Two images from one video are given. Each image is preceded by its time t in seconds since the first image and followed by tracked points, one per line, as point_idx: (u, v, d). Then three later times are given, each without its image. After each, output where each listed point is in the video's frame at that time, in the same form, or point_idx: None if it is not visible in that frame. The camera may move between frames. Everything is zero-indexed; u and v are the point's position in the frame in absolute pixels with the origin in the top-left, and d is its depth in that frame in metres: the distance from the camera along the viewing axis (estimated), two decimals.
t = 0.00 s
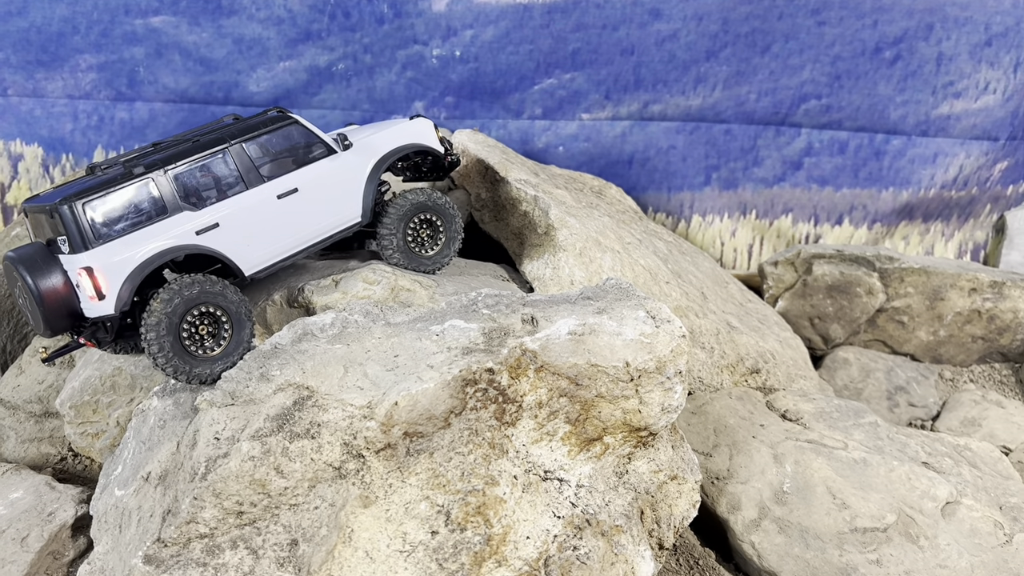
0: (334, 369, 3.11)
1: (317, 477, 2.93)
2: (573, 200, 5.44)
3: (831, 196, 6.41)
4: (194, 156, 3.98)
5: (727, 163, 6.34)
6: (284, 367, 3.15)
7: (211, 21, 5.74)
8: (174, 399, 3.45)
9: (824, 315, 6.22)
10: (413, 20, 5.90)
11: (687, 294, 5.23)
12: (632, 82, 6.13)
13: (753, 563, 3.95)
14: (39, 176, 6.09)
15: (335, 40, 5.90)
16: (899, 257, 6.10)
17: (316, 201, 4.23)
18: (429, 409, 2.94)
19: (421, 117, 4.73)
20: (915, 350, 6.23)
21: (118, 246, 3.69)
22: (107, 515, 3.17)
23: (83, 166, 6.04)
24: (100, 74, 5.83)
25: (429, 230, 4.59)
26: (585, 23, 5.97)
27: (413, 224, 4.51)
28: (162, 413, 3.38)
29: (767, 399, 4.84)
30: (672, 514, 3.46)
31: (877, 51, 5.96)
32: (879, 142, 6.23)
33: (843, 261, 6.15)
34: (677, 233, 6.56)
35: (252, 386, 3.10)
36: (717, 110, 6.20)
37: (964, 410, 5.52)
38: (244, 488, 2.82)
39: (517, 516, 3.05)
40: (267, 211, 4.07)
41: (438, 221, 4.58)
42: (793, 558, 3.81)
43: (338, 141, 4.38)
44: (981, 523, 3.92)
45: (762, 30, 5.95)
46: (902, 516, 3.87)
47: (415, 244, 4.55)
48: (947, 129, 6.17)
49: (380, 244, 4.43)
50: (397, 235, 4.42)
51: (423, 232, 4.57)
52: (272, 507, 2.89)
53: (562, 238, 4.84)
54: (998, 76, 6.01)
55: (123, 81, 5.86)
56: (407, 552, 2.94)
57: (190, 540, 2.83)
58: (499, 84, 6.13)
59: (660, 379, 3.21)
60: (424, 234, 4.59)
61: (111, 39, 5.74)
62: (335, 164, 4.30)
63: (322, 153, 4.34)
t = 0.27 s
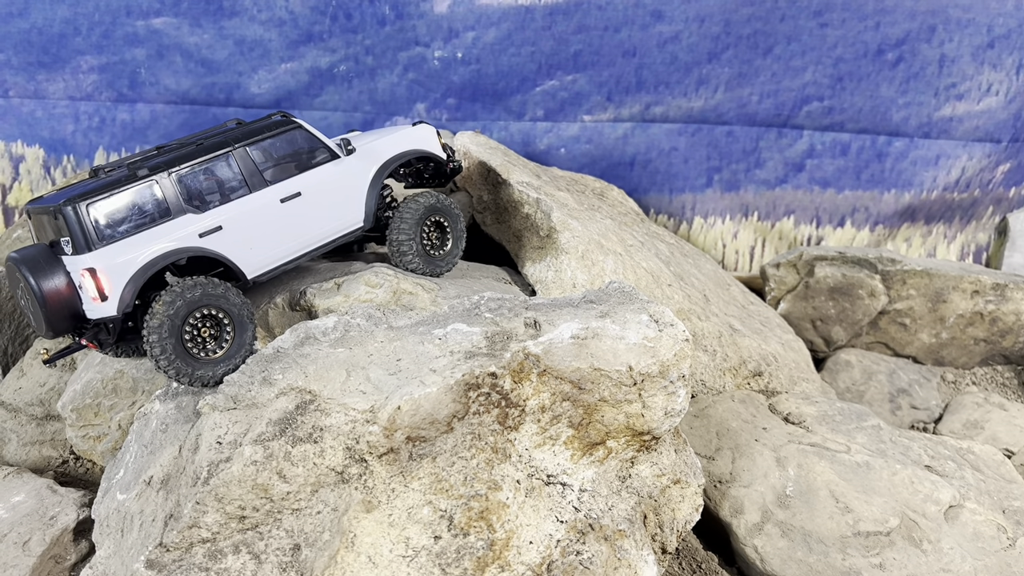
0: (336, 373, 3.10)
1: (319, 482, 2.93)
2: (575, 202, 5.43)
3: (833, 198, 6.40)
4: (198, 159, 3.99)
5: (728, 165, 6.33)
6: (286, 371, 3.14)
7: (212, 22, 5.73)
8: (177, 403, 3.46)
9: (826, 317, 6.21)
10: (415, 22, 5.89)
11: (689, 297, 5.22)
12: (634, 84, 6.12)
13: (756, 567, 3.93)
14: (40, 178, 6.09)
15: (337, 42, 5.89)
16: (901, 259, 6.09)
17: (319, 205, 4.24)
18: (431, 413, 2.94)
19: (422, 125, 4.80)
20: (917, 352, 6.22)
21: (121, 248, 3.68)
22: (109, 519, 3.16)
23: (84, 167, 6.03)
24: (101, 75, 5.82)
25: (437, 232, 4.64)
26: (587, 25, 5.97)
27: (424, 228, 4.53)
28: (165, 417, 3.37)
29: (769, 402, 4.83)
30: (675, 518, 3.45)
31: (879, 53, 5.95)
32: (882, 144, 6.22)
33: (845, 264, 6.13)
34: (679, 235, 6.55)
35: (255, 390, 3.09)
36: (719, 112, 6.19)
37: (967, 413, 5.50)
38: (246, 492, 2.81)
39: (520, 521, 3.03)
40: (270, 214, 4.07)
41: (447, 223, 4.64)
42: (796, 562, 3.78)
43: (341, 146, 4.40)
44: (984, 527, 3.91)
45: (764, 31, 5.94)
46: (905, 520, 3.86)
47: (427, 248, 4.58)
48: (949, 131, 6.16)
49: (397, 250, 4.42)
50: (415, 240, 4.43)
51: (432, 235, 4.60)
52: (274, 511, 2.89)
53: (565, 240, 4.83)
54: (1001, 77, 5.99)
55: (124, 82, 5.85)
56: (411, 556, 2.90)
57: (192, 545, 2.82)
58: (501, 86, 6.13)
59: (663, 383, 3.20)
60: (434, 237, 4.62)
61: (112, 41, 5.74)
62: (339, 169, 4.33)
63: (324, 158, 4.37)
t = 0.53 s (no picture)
0: (338, 373, 3.09)
1: (320, 482, 2.93)
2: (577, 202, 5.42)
3: (834, 198, 6.39)
4: (204, 158, 3.99)
5: (729, 165, 6.33)
6: (287, 371, 3.13)
7: (213, 22, 5.73)
8: (178, 402, 3.45)
9: (827, 317, 6.21)
10: (416, 22, 5.89)
11: (691, 297, 5.22)
12: (635, 83, 6.12)
13: (757, 566, 3.93)
14: (41, 178, 6.08)
15: (338, 41, 5.89)
16: (902, 259, 6.08)
17: (323, 205, 4.26)
18: (433, 413, 2.93)
19: (425, 128, 4.86)
20: (919, 353, 6.22)
21: (127, 245, 3.68)
22: (110, 519, 3.15)
23: (84, 167, 6.03)
24: (102, 75, 5.82)
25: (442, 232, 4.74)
26: (588, 25, 5.96)
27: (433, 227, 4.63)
28: (166, 417, 3.37)
29: (771, 402, 4.82)
30: (677, 518, 3.44)
31: (881, 53, 5.94)
32: (883, 144, 6.21)
33: (847, 264, 6.12)
34: (680, 235, 6.55)
35: (256, 390, 3.09)
36: (720, 112, 6.19)
37: (969, 413, 5.49)
38: (247, 493, 2.81)
39: (521, 521, 3.04)
40: (275, 213, 4.07)
41: (449, 221, 4.78)
42: (797, 563, 3.78)
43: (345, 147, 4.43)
44: (986, 527, 3.91)
45: (766, 31, 5.94)
46: (907, 520, 3.85)
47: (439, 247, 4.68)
48: (950, 131, 6.15)
49: (420, 250, 4.49)
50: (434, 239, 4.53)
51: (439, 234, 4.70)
52: (275, 511, 2.89)
53: (566, 240, 4.82)
54: (1003, 78, 5.97)
55: (125, 82, 5.85)
56: (411, 556, 2.90)
57: (193, 545, 2.82)
58: (502, 86, 6.12)
59: (665, 383, 3.19)
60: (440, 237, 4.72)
61: (113, 40, 5.74)
62: (344, 170, 4.36)
63: (328, 158, 4.40)
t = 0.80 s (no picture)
0: (338, 374, 3.09)
1: (321, 483, 2.93)
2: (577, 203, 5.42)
3: (834, 199, 6.40)
4: (206, 159, 4.00)
5: (730, 165, 6.33)
6: (288, 371, 3.13)
7: (213, 22, 5.73)
8: (178, 403, 3.45)
9: (827, 318, 6.21)
10: (416, 22, 5.89)
11: (691, 297, 5.22)
12: (636, 84, 6.12)
13: (757, 567, 3.93)
14: (41, 178, 6.09)
15: (338, 42, 5.89)
16: (903, 259, 6.08)
17: (325, 207, 4.30)
18: (433, 414, 2.93)
19: (426, 131, 4.91)
20: (919, 353, 6.22)
21: (130, 246, 3.67)
22: (111, 520, 3.15)
23: (85, 167, 6.03)
24: (102, 75, 5.82)
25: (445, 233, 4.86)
26: (588, 25, 5.96)
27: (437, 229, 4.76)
28: (166, 417, 3.37)
29: (771, 403, 4.83)
30: (677, 519, 3.44)
31: (881, 54, 5.94)
32: (883, 145, 6.21)
33: (847, 265, 6.11)
34: (680, 235, 6.55)
35: (257, 391, 3.09)
36: (720, 112, 6.19)
37: (969, 414, 5.49)
38: (248, 493, 2.81)
39: (522, 522, 3.05)
40: (278, 215, 4.10)
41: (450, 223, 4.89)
42: (798, 563, 3.78)
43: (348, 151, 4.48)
44: (986, 528, 3.91)
45: (766, 32, 5.94)
46: (907, 521, 3.85)
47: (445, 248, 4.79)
48: (951, 131, 6.15)
49: (429, 250, 4.59)
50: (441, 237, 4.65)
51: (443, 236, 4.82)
52: (276, 512, 2.89)
53: (566, 241, 4.82)
54: (1003, 78, 5.97)
55: (125, 82, 5.85)
56: (412, 557, 2.91)
57: (194, 545, 2.82)
58: (503, 86, 6.13)
59: (665, 384, 3.19)
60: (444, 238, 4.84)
61: (113, 40, 5.74)
62: (346, 173, 4.40)
63: (329, 160, 4.44)
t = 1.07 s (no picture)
0: (340, 375, 3.10)
1: (323, 484, 2.93)
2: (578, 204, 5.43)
3: (835, 200, 6.40)
4: (217, 159, 4.05)
5: (731, 166, 6.33)
6: (289, 373, 3.13)
7: (215, 23, 5.74)
8: (180, 404, 3.46)
9: (828, 319, 6.21)
10: (418, 23, 5.89)
11: (692, 299, 5.22)
12: (637, 85, 6.12)
13: (758, 568, 3.93)
14: (43, 179, 6.10)
15: (340, 43, 5.89)
16: (903, 261, 6.09)
17: (332, 211, 4.36)
18: (435, 415, 2.94)
19: (433, 138, 4.98)
20: (920, 354, 6.22)
21: (140, 245, 3.73)
22: (113, 521, 3.16)
23: (86, 168, 6.04)
24: (104, 76, 5.83)
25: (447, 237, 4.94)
26: (589, 27, 5.96)
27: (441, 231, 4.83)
28: (168, 419, 3.38)
29: (771, 404, 4.83)
30: (678, 520, 3.44)
31: (882, 55, 5.94)
32: (885, 146, 6.21)
33: (847, 266, 6.12)
34: (681, 236, 6.56)
35: (259, 392, 3.09)
36: (721, 113, 6.19)
37: (970, 415, 5.48)
38: (250, 495, 2.81)
39: (523, 523, 3.07)
40: (286, 219, 4.16)
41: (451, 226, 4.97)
42: (799, 565, 3.78)
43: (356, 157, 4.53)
44: (987, 529, 3.91)
45: (767, 33, 5.94)
46: (909, 522, 3.85)
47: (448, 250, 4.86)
48: (951, 133, 6.15)
49: (436, 250, 4.66)
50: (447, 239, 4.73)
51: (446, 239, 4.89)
52: (278, 513, 2.89)
53: (568, 242, 4.82)
54: (1004, 80, 5.97)
55: (127, 83, 5.86)
56: (414, 558, 2.93)
57: (196, 547, 2.83)
58: (504, 87, 6.13)
59: (667, 385, 3.19)
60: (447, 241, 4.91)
61: (115, 41, 5.74)
62: (354, 178, 4.46)
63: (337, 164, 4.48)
